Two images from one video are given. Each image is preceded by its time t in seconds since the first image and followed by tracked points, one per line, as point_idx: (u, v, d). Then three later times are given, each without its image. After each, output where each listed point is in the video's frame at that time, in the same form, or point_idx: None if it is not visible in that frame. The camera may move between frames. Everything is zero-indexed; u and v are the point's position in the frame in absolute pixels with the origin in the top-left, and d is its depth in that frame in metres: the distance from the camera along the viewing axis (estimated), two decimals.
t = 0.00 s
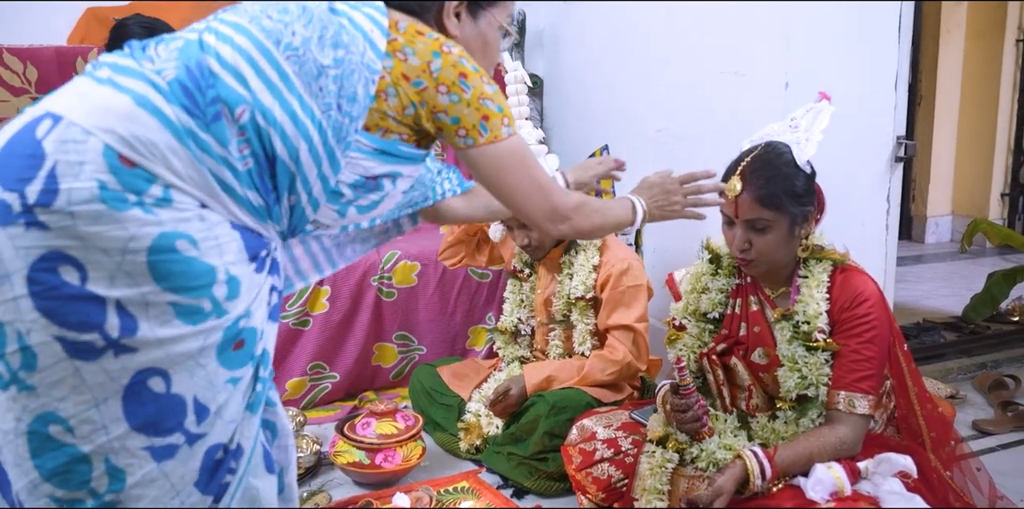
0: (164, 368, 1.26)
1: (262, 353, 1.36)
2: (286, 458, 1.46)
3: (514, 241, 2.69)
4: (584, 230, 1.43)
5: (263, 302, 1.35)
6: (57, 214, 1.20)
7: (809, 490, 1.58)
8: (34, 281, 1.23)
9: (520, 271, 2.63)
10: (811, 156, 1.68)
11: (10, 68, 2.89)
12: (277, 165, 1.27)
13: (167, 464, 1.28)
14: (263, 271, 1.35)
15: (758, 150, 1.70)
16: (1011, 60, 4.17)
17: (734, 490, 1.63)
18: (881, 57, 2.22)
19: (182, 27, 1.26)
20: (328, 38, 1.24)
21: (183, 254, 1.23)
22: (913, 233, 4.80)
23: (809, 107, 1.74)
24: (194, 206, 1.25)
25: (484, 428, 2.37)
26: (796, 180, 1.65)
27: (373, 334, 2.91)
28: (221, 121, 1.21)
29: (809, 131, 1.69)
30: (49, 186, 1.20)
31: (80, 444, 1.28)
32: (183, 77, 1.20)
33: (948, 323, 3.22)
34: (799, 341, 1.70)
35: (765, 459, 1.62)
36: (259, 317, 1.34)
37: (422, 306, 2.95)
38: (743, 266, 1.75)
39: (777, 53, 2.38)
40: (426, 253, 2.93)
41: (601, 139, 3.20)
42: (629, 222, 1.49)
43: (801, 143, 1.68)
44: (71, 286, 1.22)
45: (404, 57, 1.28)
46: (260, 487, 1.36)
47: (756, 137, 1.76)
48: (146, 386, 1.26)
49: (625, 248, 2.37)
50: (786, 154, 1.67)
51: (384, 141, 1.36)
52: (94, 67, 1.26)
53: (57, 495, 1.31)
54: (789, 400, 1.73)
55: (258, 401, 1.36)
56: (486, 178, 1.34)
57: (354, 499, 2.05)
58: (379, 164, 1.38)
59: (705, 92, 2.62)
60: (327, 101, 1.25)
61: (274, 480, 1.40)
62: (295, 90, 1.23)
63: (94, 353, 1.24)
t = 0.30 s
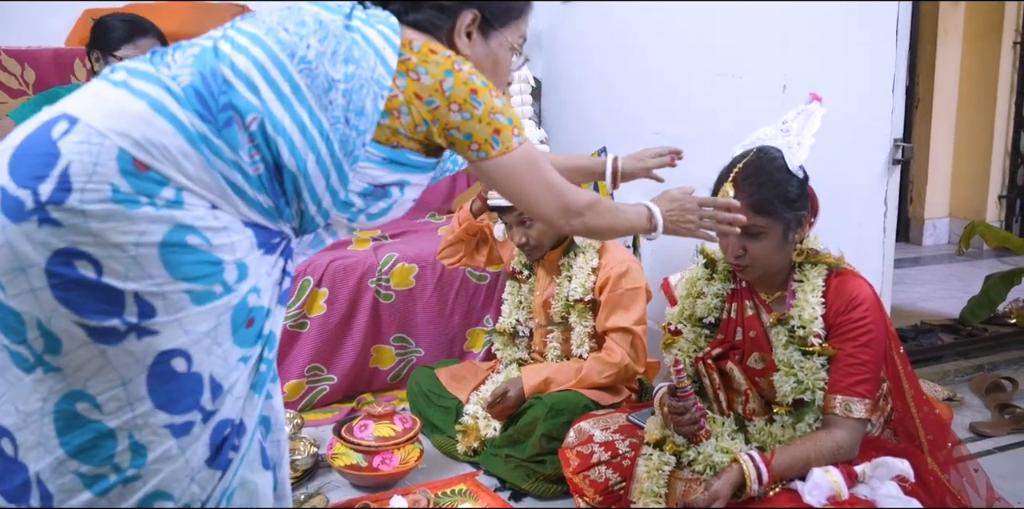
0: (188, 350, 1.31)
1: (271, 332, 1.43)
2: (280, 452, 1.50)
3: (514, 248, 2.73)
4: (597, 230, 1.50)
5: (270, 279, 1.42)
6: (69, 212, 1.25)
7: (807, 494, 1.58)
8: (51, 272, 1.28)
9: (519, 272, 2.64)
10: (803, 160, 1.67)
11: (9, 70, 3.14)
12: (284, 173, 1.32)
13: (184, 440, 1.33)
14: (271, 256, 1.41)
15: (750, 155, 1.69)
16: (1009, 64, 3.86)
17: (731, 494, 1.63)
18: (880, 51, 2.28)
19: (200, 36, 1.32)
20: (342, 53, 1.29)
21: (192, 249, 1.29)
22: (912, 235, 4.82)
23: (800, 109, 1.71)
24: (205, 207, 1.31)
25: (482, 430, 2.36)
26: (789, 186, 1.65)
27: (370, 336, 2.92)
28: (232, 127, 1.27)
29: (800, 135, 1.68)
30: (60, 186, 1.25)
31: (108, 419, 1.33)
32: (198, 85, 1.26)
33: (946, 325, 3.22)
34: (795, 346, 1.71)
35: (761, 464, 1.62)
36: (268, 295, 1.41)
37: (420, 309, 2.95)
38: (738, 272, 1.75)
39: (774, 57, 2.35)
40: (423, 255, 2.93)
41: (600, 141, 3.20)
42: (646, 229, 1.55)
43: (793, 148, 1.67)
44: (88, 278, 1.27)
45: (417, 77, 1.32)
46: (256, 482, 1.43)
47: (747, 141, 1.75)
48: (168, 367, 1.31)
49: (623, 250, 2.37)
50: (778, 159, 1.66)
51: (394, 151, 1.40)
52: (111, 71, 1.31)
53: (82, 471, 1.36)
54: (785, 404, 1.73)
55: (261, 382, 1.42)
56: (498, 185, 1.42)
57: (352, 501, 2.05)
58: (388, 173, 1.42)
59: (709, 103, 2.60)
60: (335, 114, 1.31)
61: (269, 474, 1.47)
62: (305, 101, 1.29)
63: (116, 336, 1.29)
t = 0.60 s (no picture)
0: (201, 353, 1.33)
1: (278, 333, 1.46)
2: (282, 456, 1.51)
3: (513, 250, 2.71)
4: (597, 236, 1.54)
5: (279, 285, 1.45)
6: (85, 226, 1.24)
7: (803, 499, 1.57)
8: (67, 282, 1.27)
9: (518, 275, 2.65)
10: (797, 166, 1.67)
11: (6, 73, 3.02)
12: (290, 196, 1.34)
13: (198, 440, 1.35)
14: (280, 263, 1.44)
15: (744, 162, 1.69)
16: (1004, 67, 4.08)
17: (728, 500, 1.64)
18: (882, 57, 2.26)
19: (214, 53, 1.33)
20: (354, 81, 1.31)
21: (202, 260, 1.31)
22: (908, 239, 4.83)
23: (793, 114, 1.72)
24: (215, 223, 1.32)
25: (480, 434, 2.36)
26: (784, 193, 1.65)
27: (368, 339, 2.91)
28: (243, 148, 1.29)
29: (793, 140, 1.68)
30: (76, 201, 1.24)
31: (124, 421, 1.33)
32: (212, 105, 1.28)
33: (943, 329, 3.23)
34: (791, 351, 1.71)
35: (759, 470, 1.62)
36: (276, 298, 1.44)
37: (418, 312, 2.95)
38: (734, 278, 1.75)
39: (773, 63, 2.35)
40: (423, 259, 2.93)
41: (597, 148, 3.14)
42: (643, 229, 1.58)
43: (785, 154, 1.67)
44: (104, 288, 1.27)
45: (428, 108, 1.37)
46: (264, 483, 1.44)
47: (739, 147, 1.76)
48: (182, 370, 1.32)
49: (622, 253, 2.37)
50: (772, 166, 1.66)
51: (398, 175, 1.43)
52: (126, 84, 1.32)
53: (98, 471, 1.35)
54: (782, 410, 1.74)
55: (270, 383, 1.45)
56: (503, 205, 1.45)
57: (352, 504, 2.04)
58: (392, 196, 1.44)
59: (699, 103, 2.58)
60: (343, 141, 1.33)
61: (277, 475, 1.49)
62: (315, 126, 1.31)
63: (131, 342, 1.29)
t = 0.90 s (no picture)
0: (211, 355, 1.33)
1: (285, 333, 1.48)
2: (287, 455, 1.58)
3: (514, 248, 2.73)
4: (603, 238, 1.55)
5: (286, 287, 1.46)
6: (98, 233, 1.25)
7: (805, 501, 1.57)
8: (81, 288, 1.27)
9: (519, 276, 2.65)
10: (797, 168, 1.67)
11: (8, 74, 3.03)
12: (299, 204, 1.35)
13: (208, 441, 1.35)
14: (287, 266, 1.46)
15: (744, 165, 1.69)
16: (1005, 68, 4.10)
17: (730, 502, 1.64)
18: (883, 58, 2.27)
19: (225, 60, 1.32)
20: (363, 92, 1.32)
21: (213, 265, 1.32)
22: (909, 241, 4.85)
23: (792, 114, 1.71)
24: (224, 229, 1.33)
25: (481, 435, 2.37)
26: (784, 196, 1.65)
27: (369, 341, 2.92)
28: (253, 156, 1.29)
29: (793, 142, 1.69)
30: (89, 208, 1.24)
31: (136, 422, 1.33)
32: (223, 113, 1.28)
33: (944, 331, 3.23)
34: (794, 354, 1.72)
35: (761, 471, 1.62)
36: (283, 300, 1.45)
37: (419, 314, 2.95)
38: (736, 280, 1.75)
39: (774, 65, 2.34)
40: (424, 260, 2.94)
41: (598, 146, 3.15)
42: (656, 228, 1.59)
43: (786, 157, 1.67)
44: (117, 294, 1.28)
45: (435, 120, 1.36)
46: (270, 483, 1.48)
47: (739, 149, 1.76)
48: (193, 372, 1.32)
49: (623, 255, 2.37)
50: (772, 169, 1.66)
51: (405, 183, 1.43)
52: (138, 90, 1.31)
53: (110, 471, 1.36)
54: (785, 412, 1.74)
55: (277, 383, 1.49)
56: (508, 210, 1.46)
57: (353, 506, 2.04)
58: (399, 203, 1.44)
59: (699, 102, 2.58)
60: (351, 151, 1.33)
61: (281, 475, 1.53)
62: (323, 137, 1.31)
63: (144, 346, 1.30)
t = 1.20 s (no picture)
0: (217, 351, 1.34)
1: (288, 331, 1.49)
2: (288, 453, 1.56)
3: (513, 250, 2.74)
4: (607, 238, 1.56)
5: (290, 286, 1.47)
6: (108, 230, 1.24)
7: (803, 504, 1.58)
8: (90, 284, 1.27)
9: (518, 277, 2.65)
10: (797, 172, 1.67)
11: (8, 70, 3.03)
12: (305, 204, 1.35)
13: (213, 436, 1.36)
14: (291, 265, 1.46)
15: (743, 169, 1.68)
16: (1006, 74, 4.01)
17: (727, 505, 1.64)
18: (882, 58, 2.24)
19: (234, 60, 1.32)
20: (371, 94, 1.32)
21: (220, 263, 1.32)
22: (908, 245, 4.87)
23: (790, 117, 1.71)
24: (231, 228, 1.33)
25: (479, 435, 2.37)
26: (784, 200, 1.65)
27: (368, 340, 2.92)
28: (262, 156, 1.29)
29: (792, 145, 1.68)
30: (99, 205, 1.24)
31: (141, 418, 1.33)
32: (232, 113, 1.28)
33: (943, 336, 3.24)
34: (792, 356, 1.72)
35: (759, 474, 1.62)
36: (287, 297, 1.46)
37: (418, 313, 2.95)
38: (735, 284, 1.75)
39: (775, 68, 2.34)
40: (423, 260, 2.93)
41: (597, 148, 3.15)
42: (655, 230, 1.61)
43: (786, 160, 1.67)
44: (125, 290, 1.27)
45: (441, 123, 1.37)
46: (271, 481, 1.47)
47: (738, 153, 1.75)
48: (198, 368, 1.33)
49: (622, 257, 2.37)
50: (771, 173, 1.65)
51: (409, 185, 1.44)
52: (148, 88, 1.31)
53: (114, 466, 1.36)
54: (783, 415, 1.74)
55: (280, 379, 1.48)
56: (512, 212, 1.47)
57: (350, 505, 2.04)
58: (403, 204, 1.46)
59: (699, 103, 2.58)
60: (359, 152, 1.33)
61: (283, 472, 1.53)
62: (331, 138, 1.31)
63: (151, 342, 1.30)
